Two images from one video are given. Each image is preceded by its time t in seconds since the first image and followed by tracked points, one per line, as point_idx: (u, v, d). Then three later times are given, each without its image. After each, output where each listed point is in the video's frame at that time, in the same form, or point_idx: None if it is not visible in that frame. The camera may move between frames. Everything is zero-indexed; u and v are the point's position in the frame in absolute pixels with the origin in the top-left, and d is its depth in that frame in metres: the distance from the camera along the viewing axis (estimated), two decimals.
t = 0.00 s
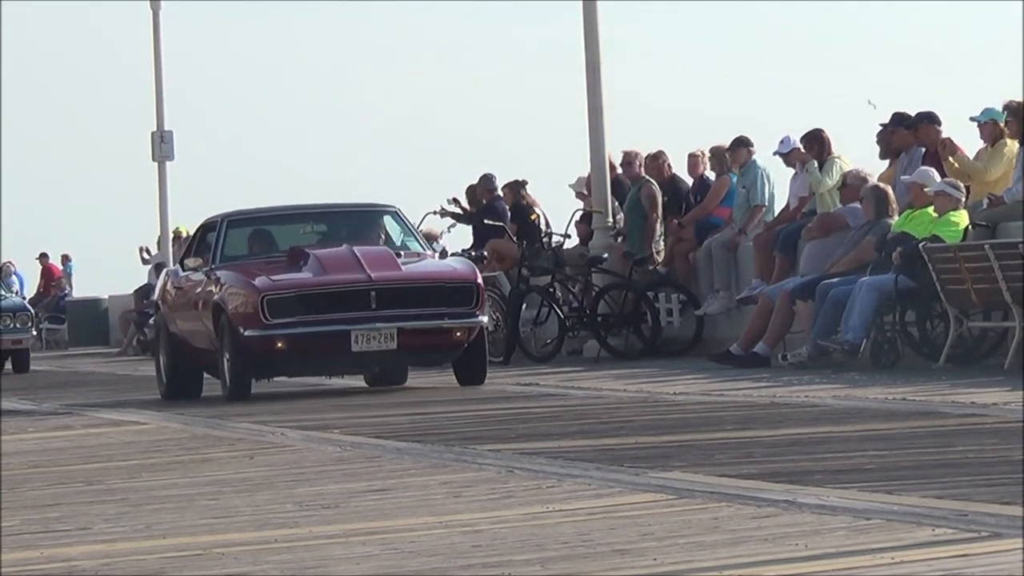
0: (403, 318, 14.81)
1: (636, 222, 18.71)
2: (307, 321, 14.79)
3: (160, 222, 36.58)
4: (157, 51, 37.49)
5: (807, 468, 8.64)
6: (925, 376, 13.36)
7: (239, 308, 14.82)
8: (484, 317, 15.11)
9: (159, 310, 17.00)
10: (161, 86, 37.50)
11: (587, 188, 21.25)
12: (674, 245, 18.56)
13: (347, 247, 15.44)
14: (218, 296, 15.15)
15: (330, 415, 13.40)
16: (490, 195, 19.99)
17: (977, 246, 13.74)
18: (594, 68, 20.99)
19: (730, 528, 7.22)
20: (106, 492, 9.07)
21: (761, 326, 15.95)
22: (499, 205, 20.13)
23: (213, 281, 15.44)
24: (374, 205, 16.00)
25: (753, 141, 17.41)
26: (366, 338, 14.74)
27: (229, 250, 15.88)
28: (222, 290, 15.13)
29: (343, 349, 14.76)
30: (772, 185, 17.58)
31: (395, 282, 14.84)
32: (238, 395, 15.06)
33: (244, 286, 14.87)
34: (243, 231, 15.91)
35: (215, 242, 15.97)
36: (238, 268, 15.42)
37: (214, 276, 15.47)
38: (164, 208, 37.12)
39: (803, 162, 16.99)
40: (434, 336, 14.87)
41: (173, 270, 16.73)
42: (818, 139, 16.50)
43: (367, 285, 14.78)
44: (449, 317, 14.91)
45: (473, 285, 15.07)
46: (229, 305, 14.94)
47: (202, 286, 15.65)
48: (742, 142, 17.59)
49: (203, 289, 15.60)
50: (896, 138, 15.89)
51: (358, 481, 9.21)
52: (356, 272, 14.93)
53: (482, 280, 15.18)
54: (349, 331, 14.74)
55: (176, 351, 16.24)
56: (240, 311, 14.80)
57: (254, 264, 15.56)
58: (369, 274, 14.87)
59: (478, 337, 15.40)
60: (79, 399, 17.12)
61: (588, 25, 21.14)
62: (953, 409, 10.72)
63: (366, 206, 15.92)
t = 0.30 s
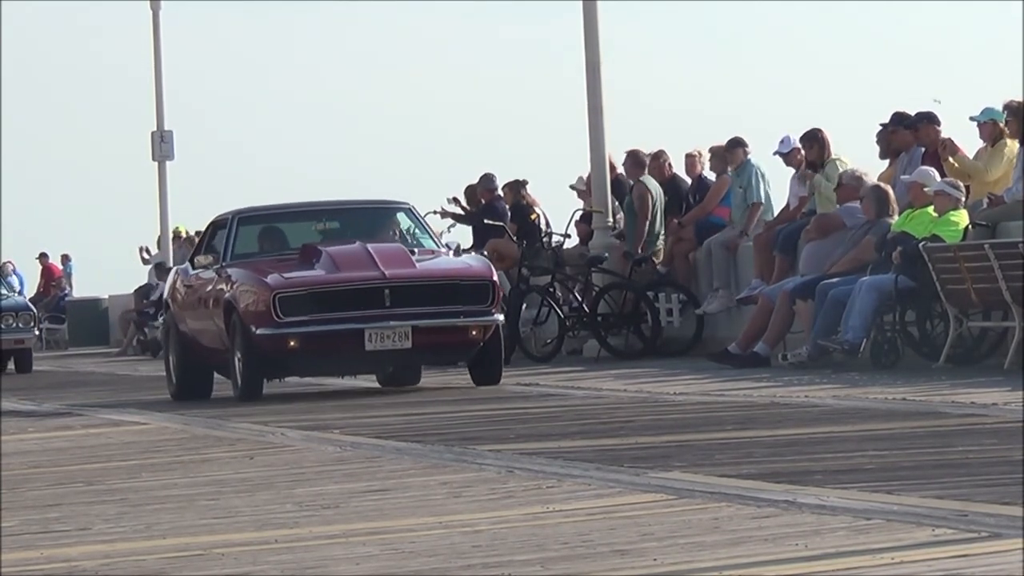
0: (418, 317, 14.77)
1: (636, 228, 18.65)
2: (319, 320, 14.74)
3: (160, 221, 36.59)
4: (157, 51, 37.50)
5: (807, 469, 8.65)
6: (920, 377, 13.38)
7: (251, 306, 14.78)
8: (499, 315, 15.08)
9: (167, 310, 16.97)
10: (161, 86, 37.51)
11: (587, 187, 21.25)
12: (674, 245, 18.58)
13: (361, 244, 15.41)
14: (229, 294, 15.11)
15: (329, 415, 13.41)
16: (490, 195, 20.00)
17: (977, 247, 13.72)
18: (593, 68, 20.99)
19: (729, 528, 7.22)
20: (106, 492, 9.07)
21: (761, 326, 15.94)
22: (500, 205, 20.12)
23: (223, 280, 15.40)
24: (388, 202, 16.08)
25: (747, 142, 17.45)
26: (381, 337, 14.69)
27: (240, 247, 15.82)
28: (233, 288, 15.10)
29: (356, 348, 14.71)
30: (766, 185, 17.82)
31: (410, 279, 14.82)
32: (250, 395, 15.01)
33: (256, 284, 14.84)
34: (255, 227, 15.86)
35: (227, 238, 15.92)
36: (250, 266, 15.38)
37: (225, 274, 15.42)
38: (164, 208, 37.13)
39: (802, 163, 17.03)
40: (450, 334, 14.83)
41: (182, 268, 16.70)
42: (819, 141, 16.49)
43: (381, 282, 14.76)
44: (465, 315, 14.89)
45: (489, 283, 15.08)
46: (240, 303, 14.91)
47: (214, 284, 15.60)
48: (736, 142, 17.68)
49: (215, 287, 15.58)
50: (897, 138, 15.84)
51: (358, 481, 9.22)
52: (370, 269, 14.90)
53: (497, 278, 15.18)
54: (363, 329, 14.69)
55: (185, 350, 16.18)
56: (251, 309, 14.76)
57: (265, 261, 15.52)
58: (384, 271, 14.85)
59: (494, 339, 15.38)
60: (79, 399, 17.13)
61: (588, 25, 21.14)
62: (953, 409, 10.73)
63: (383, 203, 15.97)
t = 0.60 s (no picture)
0: (434, 316, 14.73)
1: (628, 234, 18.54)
2: (333, 318, 14.70)
3: (160, 221, 36.59)
4: (157, 51, 37.51)
5: (807, 469, 8.63)
6: (911, 377, 13.38)
7: (262, 305, 14.72)
8: (515, 314, 15.04)
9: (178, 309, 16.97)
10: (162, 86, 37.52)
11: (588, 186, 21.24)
12: (675, 246, 18.66)
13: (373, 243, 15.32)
14: (240, 293, 15.06)
15: (328, 415, 13.39)
16: (490, 195, 20.01)
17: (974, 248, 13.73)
18: (593, 68, 20.99)
19: (730, 528, 7.22)
20: (106, 492, 9.06)
21: (761, 326, 15.93)
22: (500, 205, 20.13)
23: (234, 278, 15.35)
24: (402, 198, 16.05)
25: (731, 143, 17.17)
26: (394, 336, 14.64)
27: (251, 245, 15.80)
28: (243, 286, 15.05)
29: (370, 348, 14.66)
30: (760, 183, 17.93)
31: (424, 278, 14.77)
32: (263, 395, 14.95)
33: (268, 282, 14.78)
34: (265, 225, 15.85)
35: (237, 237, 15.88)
36: (260, 264, 15.32)
37: (236, 273, 15.38)
38: (164, 207, 37.13)
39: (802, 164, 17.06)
40: (466, 333, 14.79)
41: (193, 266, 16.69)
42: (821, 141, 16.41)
43: (396, 281, 14.70)
44: (480, 314, 14.84)
45: (505, 282, 15.03)
46: (252, 301, 14.84)
47: (224, 282, 15.57)
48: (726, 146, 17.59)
49: (225, 286, 15.54)
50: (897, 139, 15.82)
51: (358, 481, 9.21)
52: (385, 267, 14.84)
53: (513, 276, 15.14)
54: (377, 329, 14.65)
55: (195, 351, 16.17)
56: (263, 308, 14.69)
57: (276, 260, 15.48)
58: (399, 270, 14.79)
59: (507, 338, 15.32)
60: (80, 398, 17.11)
61: (587, 25, 21.14)
62: (953, 409, 10.72)
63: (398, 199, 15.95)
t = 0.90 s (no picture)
0: (449, 316, 14.70)
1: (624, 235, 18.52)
2: (347, 318, 14.67)
3: (161, 221, 36.60)
4: (157, 51, 37.51)
5: (806, 469, 8.63)
6: (909, 375, 13.33)
7: (275, 305, 14.69)
8: (531, 314, 14.99)
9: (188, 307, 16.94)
10: (161, 85, 37.53)
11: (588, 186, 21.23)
12: (675, 245, 18.65)
13: (387, 242, 15.29)
14: (252, 291, 15.06)
15: (327, 415, 13.38)
16: (490, 195, 20.01)
17: (972, 246, 13.75)
18: (593, 69, 21.00)
19: (729, 528, 7.21)
20: (106, 492, 9.06)
21: (761, 326, 15.95)
22: (501, 205, 20.08)
23: (246, 277, 15.34)
24: (416, 197, 16.03)
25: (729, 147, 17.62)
26: (409, 336, 14.61)
27: (263, 242, 15.80)
28: (255, 285, 15.04)
29: (384, 348, 14.63)
30: (752, 180, 17.91)
31: (439, 278, 14.74)
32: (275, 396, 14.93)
33: (280, 281, 14.77)
34: (277, 223, 15.83)
35: (249, 234, 15.88)
36: (272, 263, 15.32)
37: (248, 272, 15.37)
38: (165, 207, 37.14)
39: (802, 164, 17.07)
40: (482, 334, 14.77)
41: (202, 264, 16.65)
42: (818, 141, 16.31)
43: (411, 281, 14.67)
44: (497, 315, 14.80)
45: (521, 282, 14.98)
46: (264, 301, 14.82)
47: (234, 281, 15.57)
48: (720, 148, 17.72)
49: (236, 285, 15.51)
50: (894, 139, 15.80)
51: (359, 481, 9.20)
52: (399, 268, 14.81)
53: (530, 276, 15.08)
54: (391, 329, 14.61)
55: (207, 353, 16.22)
56: (276, 308, 14.67)
57: (288, 258, 15.47)
58: (413, 270, 14.76)
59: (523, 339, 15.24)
60: (80, 398, 17.10)
61: (588, 25, 21.15)
62: (952, 409, 10.70)
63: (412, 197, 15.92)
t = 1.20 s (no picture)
0: (465, 317, 14.42)
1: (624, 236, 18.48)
2: (362, 318, 14.40)
3: (161, 221, 36.59)
4: (157, 51, 37.51)
5: (806, 469, 8.63)
6: (908, 375, 13.35)
7: (289, 304, 14.46)
8: (550, 315, 14.71)
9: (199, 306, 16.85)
10: (161, 86, 37.53)
11: (588, 186, 21.23)
12: (674, 246, 18.61)
13: (402, 241, 15.03)
14: (265, 291, 14.82)
15: (326, 415, 13.37)
16: (492, 196, 20.05)
17: (972, 245, 13.75)
18: (594, 69, 21.00)
19: (729, 528, 7.21)
20: (105, 492, 9.05)
21: (761, 326, 15.95)
22: (501, 206, 20.12)
23: (259, 276, 15.10)
24: (431, 195, 15.76)
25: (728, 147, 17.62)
26: (425, 337, 14.33)
27: (275, 241, 15.59)
28: (269, 285, 14.81)
29: (400, 349, 14.37)
30: (751, 181, 17.89)
31: (455, 277, 14.46)
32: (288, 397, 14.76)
33: (294, 281, 14.52)
34: (290, 221, 15.61)
35: (262, 233, 15.69)
36: (285, 262, 15.07)
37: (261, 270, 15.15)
38: (165, 208, 37.13)
39: (803, 165, 17.07)
40: (499, 335, 14.50)
41: (213, 263, 16.54)
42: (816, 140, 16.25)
43: (426, 281, 14.40)
44: (514, 316, 14.52)
45: (539, 282, 14.69)
46: (279, 301, 14.59)
47: (246, 281, 15.38)
48: (718, 148, 17.76)
49: (247, 284, 15.36)
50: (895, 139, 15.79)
51: (358, 481, 9.20)
52: (415, 267, 14.53)
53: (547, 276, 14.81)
54: (407, 330, 14.34)
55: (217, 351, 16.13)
56: (290, 308, 14.44)
57: (302, 258, 15.21)
58: (429, 269, 14.49)
59: (541, 339, 14.94)
60: (80, 398, 17.10)
61: (588, 25, 21.15)
62: (952, 410, 10.71)
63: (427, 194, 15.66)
